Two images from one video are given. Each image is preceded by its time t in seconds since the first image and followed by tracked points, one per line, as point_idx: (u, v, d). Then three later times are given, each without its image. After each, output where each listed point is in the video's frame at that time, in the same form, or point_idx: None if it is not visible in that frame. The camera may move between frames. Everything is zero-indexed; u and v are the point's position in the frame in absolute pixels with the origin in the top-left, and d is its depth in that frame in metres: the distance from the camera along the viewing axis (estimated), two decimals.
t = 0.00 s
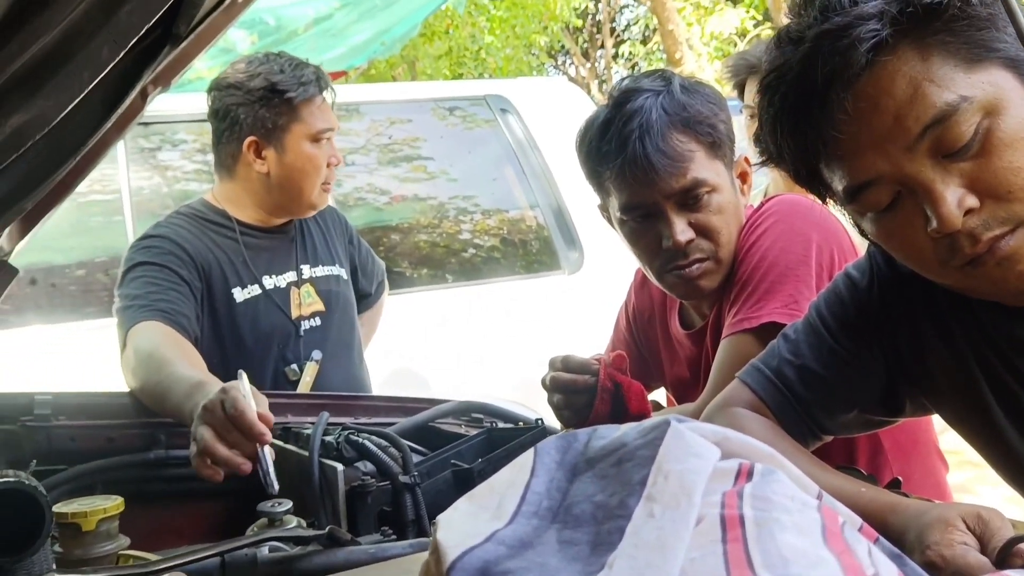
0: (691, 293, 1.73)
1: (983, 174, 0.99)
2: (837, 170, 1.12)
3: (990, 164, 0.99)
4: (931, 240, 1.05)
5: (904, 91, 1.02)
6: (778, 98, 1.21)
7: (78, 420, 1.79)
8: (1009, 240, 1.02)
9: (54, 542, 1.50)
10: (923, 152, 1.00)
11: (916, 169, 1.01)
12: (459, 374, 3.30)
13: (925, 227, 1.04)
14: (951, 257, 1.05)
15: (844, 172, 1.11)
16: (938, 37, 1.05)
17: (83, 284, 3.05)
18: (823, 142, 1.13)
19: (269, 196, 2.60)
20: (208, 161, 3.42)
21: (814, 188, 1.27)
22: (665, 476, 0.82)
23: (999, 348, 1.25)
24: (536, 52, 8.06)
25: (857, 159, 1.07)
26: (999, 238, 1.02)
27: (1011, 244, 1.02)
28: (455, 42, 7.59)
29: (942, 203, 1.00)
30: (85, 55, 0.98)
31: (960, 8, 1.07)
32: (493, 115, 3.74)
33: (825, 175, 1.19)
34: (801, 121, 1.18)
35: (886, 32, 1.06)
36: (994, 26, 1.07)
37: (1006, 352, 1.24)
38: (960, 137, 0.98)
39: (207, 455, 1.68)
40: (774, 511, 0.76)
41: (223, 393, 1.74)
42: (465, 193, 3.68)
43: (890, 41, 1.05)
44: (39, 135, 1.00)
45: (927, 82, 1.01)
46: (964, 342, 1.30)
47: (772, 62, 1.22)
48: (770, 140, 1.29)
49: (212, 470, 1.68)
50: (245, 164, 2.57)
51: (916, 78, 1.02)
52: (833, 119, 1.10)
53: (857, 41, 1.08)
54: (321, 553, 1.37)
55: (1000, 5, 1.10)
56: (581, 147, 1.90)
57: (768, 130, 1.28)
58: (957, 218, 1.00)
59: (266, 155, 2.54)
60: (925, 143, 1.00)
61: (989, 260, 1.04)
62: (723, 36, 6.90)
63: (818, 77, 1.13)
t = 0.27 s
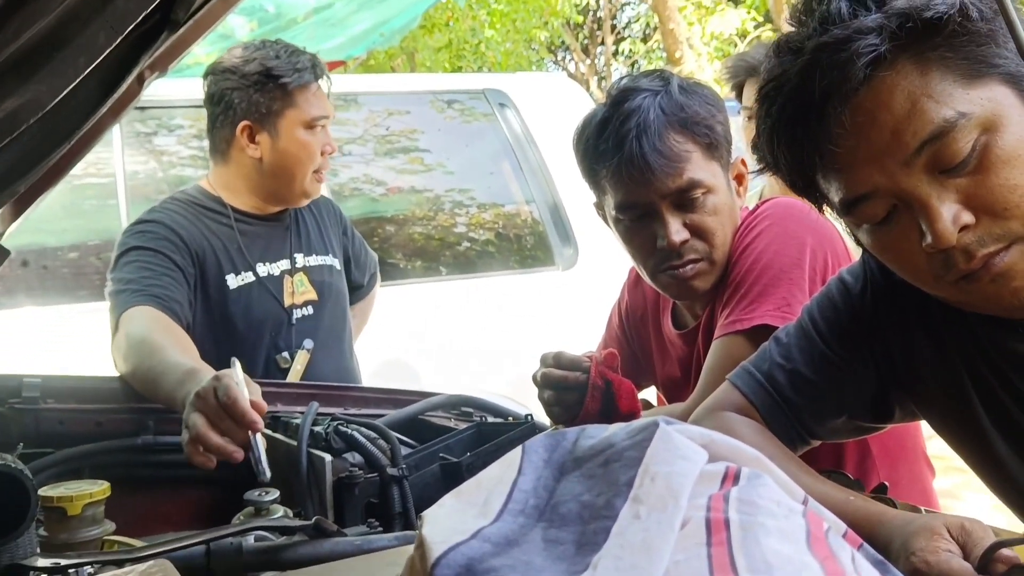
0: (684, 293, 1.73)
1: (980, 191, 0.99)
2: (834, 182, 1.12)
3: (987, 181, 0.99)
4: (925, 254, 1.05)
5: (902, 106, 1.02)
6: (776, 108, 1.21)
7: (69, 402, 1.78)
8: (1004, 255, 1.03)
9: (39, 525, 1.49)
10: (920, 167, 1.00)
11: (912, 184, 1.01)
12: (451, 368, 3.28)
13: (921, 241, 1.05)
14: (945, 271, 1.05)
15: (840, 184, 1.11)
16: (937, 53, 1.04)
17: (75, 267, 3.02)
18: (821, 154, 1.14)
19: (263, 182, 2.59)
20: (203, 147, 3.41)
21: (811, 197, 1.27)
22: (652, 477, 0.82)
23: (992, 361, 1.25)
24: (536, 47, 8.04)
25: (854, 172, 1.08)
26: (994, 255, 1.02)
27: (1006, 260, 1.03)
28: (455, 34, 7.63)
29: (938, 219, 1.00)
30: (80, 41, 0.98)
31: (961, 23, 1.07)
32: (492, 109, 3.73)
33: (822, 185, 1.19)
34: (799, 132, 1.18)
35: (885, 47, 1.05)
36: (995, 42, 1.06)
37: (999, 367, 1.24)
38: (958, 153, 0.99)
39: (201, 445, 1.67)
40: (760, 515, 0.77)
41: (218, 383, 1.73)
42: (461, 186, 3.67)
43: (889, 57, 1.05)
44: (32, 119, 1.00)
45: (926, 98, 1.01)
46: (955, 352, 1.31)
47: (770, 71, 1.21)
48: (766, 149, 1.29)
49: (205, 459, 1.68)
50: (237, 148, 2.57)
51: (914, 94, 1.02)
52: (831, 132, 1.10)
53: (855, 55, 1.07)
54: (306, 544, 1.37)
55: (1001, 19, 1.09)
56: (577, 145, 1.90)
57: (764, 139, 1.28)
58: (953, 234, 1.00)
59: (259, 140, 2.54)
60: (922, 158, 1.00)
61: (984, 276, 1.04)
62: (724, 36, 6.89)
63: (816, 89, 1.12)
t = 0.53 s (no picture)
0: (689, 296, 1.73)
1: (978, 205, 0.99)
2: (834, 194, 1.13)
3: (986, 196, 0.98)
4: (924, 268, 1.05)
5: (901, 120, 1.02)
6: (776, 120, 1.21)
7: (73, 396, 1.76)
8: (1002, 270, 1.03)
9: (42, 518, 1.50)
10: (918, 182, 1.00)
11: (910, 199, 1.01)
12: (455, 367, 3.28)
13: (919, 255, 1.04)
14: (945, 285, 1.05)
15: (840, 197, 1.11)
16: (936, 66, 1.04)
17: (80, 260, 3.03)
18: (820, 167, 1.14)
19: (270, 176, 2.59)
20: (210, 142, 3.43)
21: (811, 207, 1.27)
22: (656, 482, 0.82)
23: (995, 370, 1.25)
24: (544, 46, 8.04)
25: (853, 186, 1.07)
26: (992, 269, 1.02)
27: (1004, 274, 1.03)
28: (461, 32, 7.65)
29: (936, 233, 1.00)
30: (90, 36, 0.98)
31: (960, 37, 1.06)
32: (498, 108, 3.73)
33: (822, 198, 1.19)
34: (799, 145, 1.18)
35: (882, 63, 1.05)
36: (994, 56, 1.06)
37: (1002, 376, 1.24)
38: (957, 168, 0.98)
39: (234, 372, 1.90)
40: (764, 522, 0.76)
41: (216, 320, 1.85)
42: (466, 184, 3.67)
43: (886, 72, 1.05)
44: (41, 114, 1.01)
45: (924, 112, 1.01)
46: (957, 361, 1.30)
47: (770, 83, 1.22)
48: (766, 161, 1.30)
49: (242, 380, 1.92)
50: (247, 141, 2.56)
51: (913, 108, 1.01)
52: (829, 146, 1.10)
53: (853, 70, 1.07)
54: (308, 541, 1.37)
55: (1001, 32, 1.08)
56: (584, 145, 1.90)
57: (764, 151, 1.29)
58: (950, 250, 1.00)
59: (268, 133, 2.54)
60: (920, 173, 0.99)
61: (983, 289, 1.04)
62: (731, 38, 6.88)
63: (815, 103, 1.12)
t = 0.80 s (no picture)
0: (684, 294, 1.73)
1: (959, 208, 0.99)
2: (819, 199, 1.13)
3: (966, 199, 0.98)
4: (909, 271, 1.06)
5: (881, 127, 1.02)
6: (762, 128, 1.22)
7: (68, 389, 1.75)
8: (987, 265, 1.02)
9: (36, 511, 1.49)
10: (899, 187, 1.00)
11: (891, 203, 1.01)
12: (450, 363, 3.28)
13: (903, 258, 1.05)
14: (931, 286, 1.05)
15: (825, 202, 1.12)
16: (916, 73, 1.04)
17: (74, 253, 3.02)
18: (804, 173, 1.15)
19: (265, 169, 2.59)
20: (204, 136, 3.42)
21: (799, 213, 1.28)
22: (650, 480, 0.83)
23: (984, 369, 1.25)
24: (540, 42, 8.03)
25: (836, 191, 1.08)
26: (977, 267, 1.02)
27: (990, 275, 1.03)
28: (458, 28, 7.67)
29: (918, 237, 1.00)
30: (86, 30, 0.98)
31: (938, 44, 1.06)
32: (494, 104, 3.70)
33: (808, 203, 1.20)
34: (784, 151, 1.19)
35: (860, 71, 1.06)
36: (974, 62, 1.06)
37: (991, 374, 1.24)
38: (936, 173, 0.98)
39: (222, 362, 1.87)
40: (757, 520, 0.77)
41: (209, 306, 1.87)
42: (461, 180, 3.67)
43: (865, 80, 1.05)
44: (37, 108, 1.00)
45: (904, 118, 1.01)
46: (947, 359, 1.30)
47: (756, 90, 1.23)
48: (752, 167, 1.30)
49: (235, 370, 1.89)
50: (240, 135, 2.56)
51: (893, 114, 1.02)
52: (813, 153, 1.11)
53: (833, 78, 1.08)
54: (302, 536, 1.37)
55: (980, 38, 1.09)
56: (580, 143, 1.90)
57: (750, 157, 1.29)
58: (932, 253, 1.00)
59: (262, 127, 2.53)
60: (901, 178, 1.00)
61: (969, 291, 1.04)
62: (728, 36, 6.88)
63: (798, 111, 1.13)
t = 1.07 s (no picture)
0: (690, 292, 1.73)
1: (974, 207, 0.98)
2: (831, 195, 1.13)
3: (982, 198, 0.98)
4: (920, 268, 1.06)
5: (897, 123, 1.02)
6: (774, 121, 1.22)
7: (72, 385, 1.76)
8: (999, 268, 1.03)
9: (41, 507, 1.50)
10: (914, 184, 1.00)
11: (905, 200, 1.01)
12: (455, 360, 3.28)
13: (915, 255, 1.05)
14: (942, 285, 1.06)
15: (837, 197, 1.11)
16: (933, 68, 1.03)
17: (81, 250, 3.03)
18: (817, 168, 1.14)
19: (271, 167, 2.59)
20: (211, 133, 3.41)
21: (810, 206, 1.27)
22: (655, 479, 0.82)
23: (993, 368, 1.25)
24: (546, 40, 8.02)
25: (849, 187, 1.08)
26: (989, 268, 1.03)
27: (1000, 274, 1.03)
28: (464, 26, 7.68)
29: (931, 235, 1.00)
30: (93, 27, 0.98)
31: (957, 39, 1.05)
32: (500, 102, 3.73)
33: (820, 197, 1.19)
34: (796, 145, 1.18)
35: (876, 66, 1.05)
36: (993, 58, 1.05)
37: (998, 374, 1.25)
38: (952, 171, 0.98)
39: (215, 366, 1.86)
40: (762, 519, 0.76)
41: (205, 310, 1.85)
42: (467, 178, 3.67)
43: (881, 75, 1.04)
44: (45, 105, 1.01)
45: (920, 115, 1.00)
46: (957, 359, 1.30)
47: (769, 84, 1.22)
48: (764, 161, 1.30)
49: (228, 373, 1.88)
50: (247, 133, 2.57)
51: (909, 110, 1.01)
52: (826, 148, 1.10)
53: (849, 72, 1.07)
54: (306, 533, 1.38)
55: (1000, 33, 1.07)
56: (587, 141, 1.90)
57: (762, 151, 1.28)
58: (946, 251, 1.00)
59: (268, 124, 2.54)
60: (916, 175, 0.99)
61: (979, 289, 1.05)
62: (735, 34, 6.86)
63: (812, 105, 1.12)
